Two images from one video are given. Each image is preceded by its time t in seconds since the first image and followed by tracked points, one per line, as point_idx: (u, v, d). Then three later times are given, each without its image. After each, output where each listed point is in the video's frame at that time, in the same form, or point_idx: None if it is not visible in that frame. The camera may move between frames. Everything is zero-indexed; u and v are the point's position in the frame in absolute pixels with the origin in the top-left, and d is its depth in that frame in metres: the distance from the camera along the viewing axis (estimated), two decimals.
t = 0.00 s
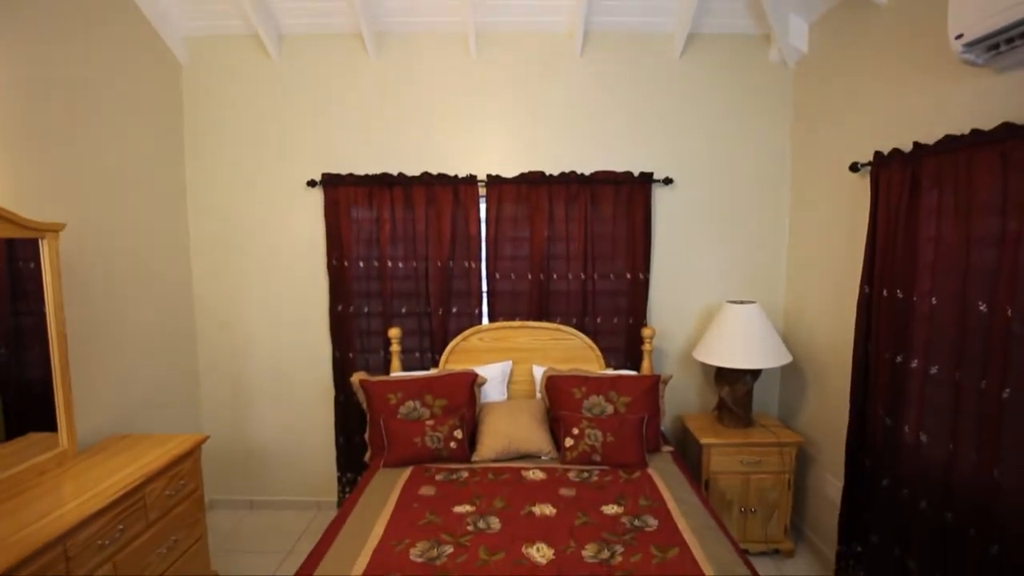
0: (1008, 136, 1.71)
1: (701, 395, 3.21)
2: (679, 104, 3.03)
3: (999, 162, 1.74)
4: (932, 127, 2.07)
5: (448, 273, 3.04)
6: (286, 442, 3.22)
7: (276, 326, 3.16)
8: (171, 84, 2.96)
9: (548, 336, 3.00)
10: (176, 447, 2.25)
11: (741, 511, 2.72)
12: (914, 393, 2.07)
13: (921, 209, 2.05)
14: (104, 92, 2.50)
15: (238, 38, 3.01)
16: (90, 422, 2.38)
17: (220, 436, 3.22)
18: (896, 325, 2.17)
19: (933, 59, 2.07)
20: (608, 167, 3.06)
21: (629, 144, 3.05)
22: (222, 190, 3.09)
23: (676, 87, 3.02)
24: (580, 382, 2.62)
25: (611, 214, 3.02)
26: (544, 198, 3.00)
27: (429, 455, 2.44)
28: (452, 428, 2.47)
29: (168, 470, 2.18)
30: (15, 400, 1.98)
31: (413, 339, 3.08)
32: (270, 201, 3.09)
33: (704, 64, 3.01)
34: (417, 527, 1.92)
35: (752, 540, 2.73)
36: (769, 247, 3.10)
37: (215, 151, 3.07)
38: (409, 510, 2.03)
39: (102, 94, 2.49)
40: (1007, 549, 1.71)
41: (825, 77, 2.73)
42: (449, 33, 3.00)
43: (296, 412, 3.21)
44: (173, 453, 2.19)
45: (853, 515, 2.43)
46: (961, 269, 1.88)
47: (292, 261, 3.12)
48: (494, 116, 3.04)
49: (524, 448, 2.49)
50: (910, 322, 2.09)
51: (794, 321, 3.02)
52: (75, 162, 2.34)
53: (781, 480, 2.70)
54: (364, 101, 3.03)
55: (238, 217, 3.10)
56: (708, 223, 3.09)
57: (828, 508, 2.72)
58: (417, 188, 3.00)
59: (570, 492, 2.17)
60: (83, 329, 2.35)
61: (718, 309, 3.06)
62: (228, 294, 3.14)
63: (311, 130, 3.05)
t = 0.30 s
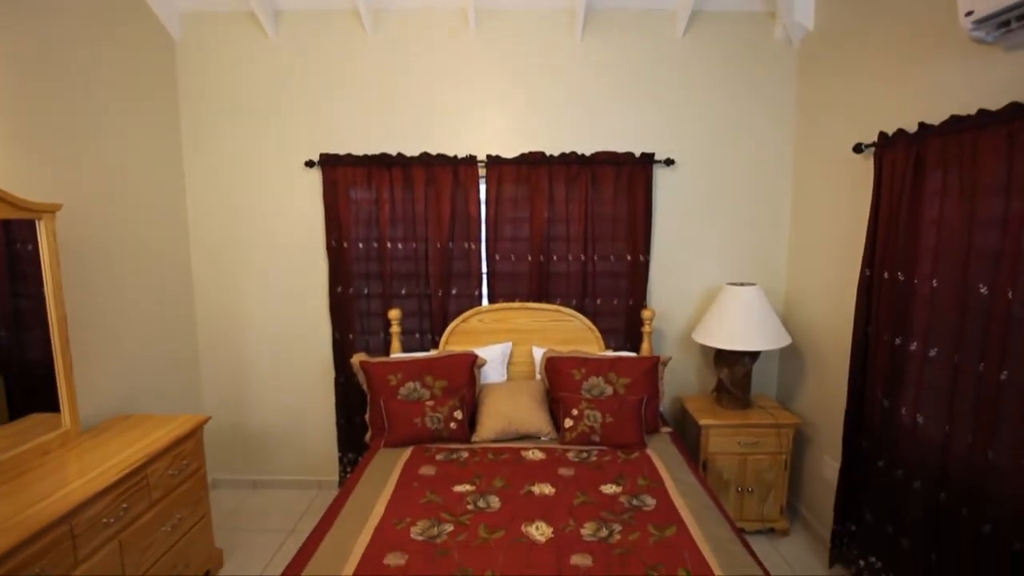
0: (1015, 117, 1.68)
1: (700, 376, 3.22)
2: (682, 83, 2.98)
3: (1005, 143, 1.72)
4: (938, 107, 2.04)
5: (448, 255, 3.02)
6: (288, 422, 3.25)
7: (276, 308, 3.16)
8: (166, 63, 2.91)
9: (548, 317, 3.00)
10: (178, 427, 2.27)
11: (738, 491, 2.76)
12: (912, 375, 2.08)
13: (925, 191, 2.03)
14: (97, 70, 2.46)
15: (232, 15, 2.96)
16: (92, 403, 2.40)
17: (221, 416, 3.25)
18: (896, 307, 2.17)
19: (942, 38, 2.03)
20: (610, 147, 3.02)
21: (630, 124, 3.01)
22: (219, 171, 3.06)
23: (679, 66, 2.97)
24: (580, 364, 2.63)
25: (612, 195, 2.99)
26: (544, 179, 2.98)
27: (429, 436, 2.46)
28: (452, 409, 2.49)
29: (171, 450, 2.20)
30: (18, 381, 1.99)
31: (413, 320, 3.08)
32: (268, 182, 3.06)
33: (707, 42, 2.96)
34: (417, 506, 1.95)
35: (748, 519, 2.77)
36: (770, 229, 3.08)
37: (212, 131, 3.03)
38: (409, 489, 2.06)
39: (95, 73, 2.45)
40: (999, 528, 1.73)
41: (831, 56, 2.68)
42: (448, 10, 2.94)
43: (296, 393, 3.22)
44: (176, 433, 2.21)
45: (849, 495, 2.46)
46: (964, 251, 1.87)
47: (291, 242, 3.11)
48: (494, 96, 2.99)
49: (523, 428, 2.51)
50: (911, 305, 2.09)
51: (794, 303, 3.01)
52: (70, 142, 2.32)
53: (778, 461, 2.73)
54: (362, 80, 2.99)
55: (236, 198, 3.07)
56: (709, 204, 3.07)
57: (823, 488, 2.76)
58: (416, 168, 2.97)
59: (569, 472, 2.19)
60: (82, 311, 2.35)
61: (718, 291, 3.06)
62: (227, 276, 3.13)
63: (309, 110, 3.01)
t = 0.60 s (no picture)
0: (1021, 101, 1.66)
1: (699, 361, 3.23)
2: (684, 65, 2.94)
3: (1012, 126, 1.70)
4: (943, 90, 2.02)
5: (448, 239, 3.01)
6: (289, 405, 3.26)
7: (276, 292, 3.15)
8: (160, 43, 2.87)
9: (548, 302, 3.00)
10: (180, 411, 2.28)
11: (736, 474, 2.78)
12: (911, 360, 2.09)
13: (928, 176, 2.01)
14: (90, 50, 2.42)
15: None
16: (93, 387, 2.41)
17: (222, 400, 3.26)
18: (896, 292, 2.16)
19: (950, 20, 1.99)
20: (611, 130, 2.99)
21: (631, 107, 2.97)
22: (216, 154, 3.03)
23: (682, 47, 2.93)
24: (580, 348, 2.63)
25: (612, 179, 2.97)
26: (545, 162, 2.95)
27: (429, 419, 2.47)
28: (452, 393, 2.50)
29: (173, 433, 2.21)
30: (19, 365, 2.00)
31: (412, 304, 3.08)
32: (266, 165, 3.04)
33: (711, 24, 2.91)
34: (418, 488, 1.97)
35: (745, 502, 2.81)
36: (772, 214, 3.07)
37: (208, 114, 3.00)
38: (410, 472, 2.08)
39: (88, 53, 2.41)
40: (994, 511, 1.75)
41: (836, 38, 2.64)
42: None
43: (297, 377, 3.24)
44: (177, 417, 2.22)
45: (846, 479, 2.48)
46: (966, 237, 1.86)
47: (289, 226, 3.09)
48: (494, 78, 2.95)
49: (523, 412, 2.52)
50: (911, 290, 2.09)
51: (794, 288, 3.01)
52: (64, 125, 2.29)
53: (775, 445, 2.75)
54: (359, 61, 2.94)
55: (234, 182, 3.05)
56: (711, 188, 3.05)
57: (820, 471, 2.78)
58: (416, 151, 2.94)
59: (568, 455, 2.21)
60: (82, 296, 2.35)
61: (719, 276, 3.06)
62: (227, 260, 3.12)
63: (306, 92, 2.97)
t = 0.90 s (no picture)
0: None
1: (699, 345, 3.24)
2: (687, 46, 2.89)
3: (1018, 109, 1.68)
4: (949, 72, 1.99)
5: (447, 222, 3.00)
6: (290, 389, 3.28)
7: (275, 276, 3.15)
8: (155, 23, 2.82)
9: (548, 286, 3.00)
10: (181, 394, 2.29)
11: (734, 457, 2.80)
12: (910, 344, 2.09)
13: (932, 160, 1.99)
14: (84, 31, 2.38)
15: None
16: (95, 371, 2.42)
17: (223, 383, 3.28)
18: (896, 276, 2.16)
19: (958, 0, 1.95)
20: (612, 113, 2.96)
21: (633, 89, 2.93)
22: (213, 136, 3.00)
23: (685, 28, 2.88)
24: (580, 332, 2.64)
25: (613, 162, 2.95)
26: (545, 145, 2.92)
27: (429, 403, 2.49)
28: (452, 376, 2.51)
29: (174, 416, 2.22)
30: (21, 349, 2.00)
31: (412, 288, 3.07)
32: (264, 148, 3.01)
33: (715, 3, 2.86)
34: (419, 470, 1.98)
35: (743, 485, 2.84)
36: (773, 198, 3.05)
37: (204, 95, 2.96)
38: (411, 455, 2.09)
39: (81, 33, 2.37)
40: (988, 493, 1.77)
41: (841, 18, 2.60)
42: None
43: (297, 361, 3.25)
44: (179, 401, 2.23)
45: (843, 462, 2.51)
46: (968, 221, 1.85)
47: (288, 209, 3.07)
48: (494, 59, 2.91)
49: (523, 395, 2.54)
50: (912, 275, 2.08)
51: (795, 273, 3.00)
52: (59, 108, 2.26)
53: (773, 428, 2.77)
54: (357, 42, 2.90)
55: (232, 165, 3.03)
56: (712, 172, 3.02)
57: (817, 454, 2.81)
58: (415, 134, 2.91)
59: (568, 438, 2.22)
60: (81, 280, 2.34)
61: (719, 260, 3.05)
62: (226, 243, 3.11)
63: (303, 73, 2.93)
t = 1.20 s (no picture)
0: None
1: (699, 330, 3.24)
2: (690, 28, 2.85)
3: None
4: (954, 54, 1.96)
5: (447, 206, 2.98)
6: (290, 373, 3.29)
7: (275, 261, 3.14)
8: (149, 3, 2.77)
9: (548, 270, 2.99)
10: (181, 379, 2.30)
11: (731, 441, 2.83)
12: (909, 330, 2.09)
13: (937, 144, 1.97)
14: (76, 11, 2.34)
15: None
16: (95, 355, 2.42)
17: (224, 367, 3.29)
18: (897, 262, 2.15)
19: None
20: (613, 96, 2.92)
21: (634, 71, 2.90)
22: (210, 119, 2.97)
23: (688, 9, 2.83)
24: (580, 316, 2.64)
25: (614, 146, 2.92)
26: (545, 129, 2.90)
27: (429, 387, 2.50)
28: (452, 360, 2.52)
29: (175, 401, 2.23)
30: (21, 334, 2.00)
31: (412, 273, 3.07)
32: (262, 131, 2.98)
33: None
34: (418, 454, 2.00)
35: (740, 468, 2.86)
36: (775, 183, 3.03)
37: (200, 77, 2.92)
38: (410, 439, 2.11)
39: (74, 12, 2.33)
40: (983, 477, 1.78)
41: None
42: None
43: (297, 346, 3.25)
44: (179, 385, 2.24)
45: (840, 446, 2.52)
46: (971, 206, 1.84)
47: (287, 194, 3.05)
48: (494, 40, 2.87)
49: (522, 380, 2.55)
50: (913, 260, 2.07)
51: (796, 258, 3.00)
52: (54, 90, 2.24)
53: (771, 412, 2.78)
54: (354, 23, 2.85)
55: (229, 148, 3.00)
56: (714, 156, 3.00)
57: (814, 438, 2.83)
58: (414, 117, 2.88)
59: (567, 422, 2.24)
60: (79, 265, 2.34)
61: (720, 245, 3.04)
62: (225, 228, 3.10)
63: (300, 54, 2.89)
